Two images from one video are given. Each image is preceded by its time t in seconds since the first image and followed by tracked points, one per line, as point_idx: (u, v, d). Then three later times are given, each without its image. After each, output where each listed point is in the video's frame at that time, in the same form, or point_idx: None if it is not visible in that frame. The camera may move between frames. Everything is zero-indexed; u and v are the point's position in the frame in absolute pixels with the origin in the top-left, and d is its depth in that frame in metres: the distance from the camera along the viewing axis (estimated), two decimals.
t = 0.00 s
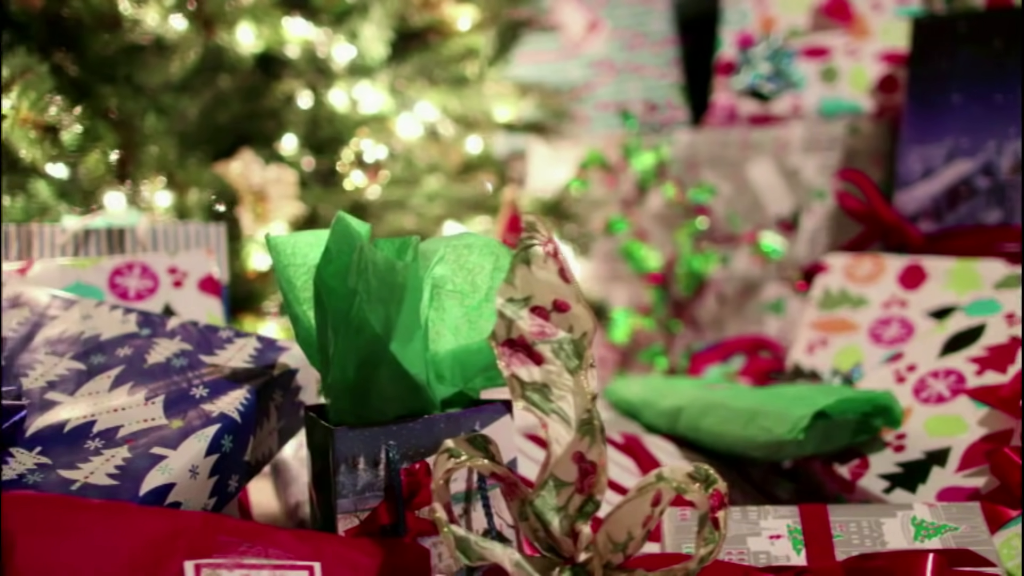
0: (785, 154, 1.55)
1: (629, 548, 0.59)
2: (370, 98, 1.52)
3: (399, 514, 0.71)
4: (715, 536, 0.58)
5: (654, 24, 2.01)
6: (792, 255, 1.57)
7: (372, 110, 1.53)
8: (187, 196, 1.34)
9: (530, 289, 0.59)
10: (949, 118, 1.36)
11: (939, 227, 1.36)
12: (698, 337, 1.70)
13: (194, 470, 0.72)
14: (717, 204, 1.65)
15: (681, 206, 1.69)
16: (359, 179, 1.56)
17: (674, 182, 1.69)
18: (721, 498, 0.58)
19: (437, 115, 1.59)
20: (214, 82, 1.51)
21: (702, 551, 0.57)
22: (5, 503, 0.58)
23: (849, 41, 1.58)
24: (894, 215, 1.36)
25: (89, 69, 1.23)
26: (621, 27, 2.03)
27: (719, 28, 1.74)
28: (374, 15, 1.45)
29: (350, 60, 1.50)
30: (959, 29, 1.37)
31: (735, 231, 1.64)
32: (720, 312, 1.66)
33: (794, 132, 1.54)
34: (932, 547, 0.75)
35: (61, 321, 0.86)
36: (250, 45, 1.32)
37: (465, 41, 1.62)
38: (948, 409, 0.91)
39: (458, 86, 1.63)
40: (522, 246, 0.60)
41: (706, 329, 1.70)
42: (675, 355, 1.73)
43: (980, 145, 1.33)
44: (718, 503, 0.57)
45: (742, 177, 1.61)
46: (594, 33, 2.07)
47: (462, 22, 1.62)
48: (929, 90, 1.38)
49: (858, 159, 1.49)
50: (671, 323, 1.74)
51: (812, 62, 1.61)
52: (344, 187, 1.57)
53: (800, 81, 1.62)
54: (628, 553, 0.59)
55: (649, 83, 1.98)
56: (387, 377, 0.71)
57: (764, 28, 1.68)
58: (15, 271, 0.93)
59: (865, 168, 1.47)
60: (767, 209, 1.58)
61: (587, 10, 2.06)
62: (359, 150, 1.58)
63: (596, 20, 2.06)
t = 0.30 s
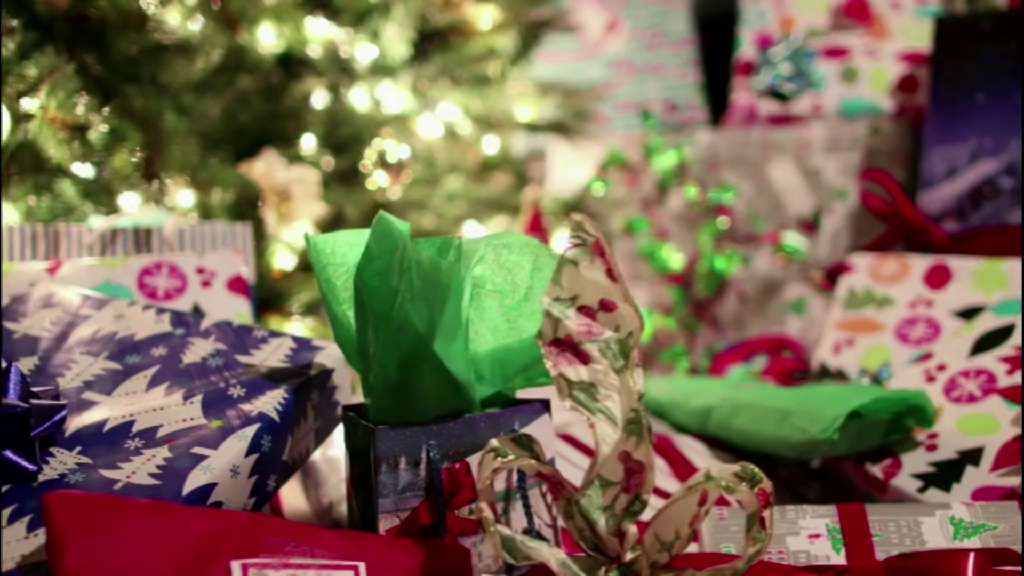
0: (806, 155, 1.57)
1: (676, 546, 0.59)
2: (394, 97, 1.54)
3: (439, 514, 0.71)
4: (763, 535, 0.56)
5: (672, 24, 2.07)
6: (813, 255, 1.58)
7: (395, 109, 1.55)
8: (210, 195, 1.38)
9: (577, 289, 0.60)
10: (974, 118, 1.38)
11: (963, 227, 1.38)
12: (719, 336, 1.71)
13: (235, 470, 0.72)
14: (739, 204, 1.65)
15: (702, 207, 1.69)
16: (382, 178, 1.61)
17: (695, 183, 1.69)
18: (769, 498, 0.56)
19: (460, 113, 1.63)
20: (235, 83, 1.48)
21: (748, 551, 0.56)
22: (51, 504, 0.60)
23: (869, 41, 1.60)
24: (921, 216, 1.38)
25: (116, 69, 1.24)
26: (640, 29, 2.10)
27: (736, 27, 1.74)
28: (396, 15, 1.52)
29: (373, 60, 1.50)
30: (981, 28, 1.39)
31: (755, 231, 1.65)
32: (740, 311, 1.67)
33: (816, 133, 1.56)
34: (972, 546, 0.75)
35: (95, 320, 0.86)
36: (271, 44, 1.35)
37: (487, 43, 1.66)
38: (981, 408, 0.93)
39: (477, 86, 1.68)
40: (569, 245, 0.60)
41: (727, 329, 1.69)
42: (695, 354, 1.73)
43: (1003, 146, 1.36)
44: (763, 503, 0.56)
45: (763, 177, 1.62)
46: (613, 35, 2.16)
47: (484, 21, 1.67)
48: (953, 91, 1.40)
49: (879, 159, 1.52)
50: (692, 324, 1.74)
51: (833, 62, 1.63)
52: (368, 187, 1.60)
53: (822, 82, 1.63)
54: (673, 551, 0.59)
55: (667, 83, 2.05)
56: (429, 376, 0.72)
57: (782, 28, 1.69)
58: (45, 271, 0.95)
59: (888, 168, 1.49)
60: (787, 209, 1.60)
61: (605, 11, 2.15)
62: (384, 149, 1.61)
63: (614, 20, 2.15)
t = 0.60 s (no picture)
0: (823, 154, 1.61)
1: (713, 546, 0.57)
2: (412, 97, 1.56)
3: (473, 513, 0.71)
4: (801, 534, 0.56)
5: (689, 24, 2.11)
6: (831, 254, 1.60)
7: (414, 109, 1.57)
8: (227, 195, 1.43)
9: (615, 288, 0.59)
10: (992, 119, 1.37)
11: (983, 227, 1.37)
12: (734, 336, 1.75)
13: (269, 470, 0.72)
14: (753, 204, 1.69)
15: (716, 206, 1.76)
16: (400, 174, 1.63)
17: (712, 182, 1.76)
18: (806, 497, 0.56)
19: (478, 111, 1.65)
20: (252, 81, 1.50)
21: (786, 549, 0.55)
22: (91, 502, 0.59)
23: (884, 41, 1.59)
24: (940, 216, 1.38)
25: (133, 70, 1.30)
26: (655, 29, 2.15)
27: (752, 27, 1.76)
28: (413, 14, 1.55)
29: (391, 59, 1.55)
30: (1001, 27, 1.38)
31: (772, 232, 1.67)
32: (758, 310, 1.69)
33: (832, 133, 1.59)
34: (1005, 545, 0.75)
35: (122, 319, 0.86)
36: (286, 43, 1.42)
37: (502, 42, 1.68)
38: (1006, 408, 0.94)
39: (496, 85, 1.70)
40: (606, 245, 0.59)
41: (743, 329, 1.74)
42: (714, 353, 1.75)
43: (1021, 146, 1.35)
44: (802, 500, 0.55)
45: (781, 177, 1.67)
46: (628, 35, 2.20)
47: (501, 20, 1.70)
48: (972, 91, 1.39)
49: (897, 159, 1.52)
50: (709, 324, 1.76)
51: (849, 62, 1.62)
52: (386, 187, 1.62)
53: (837, 83, 1.63)
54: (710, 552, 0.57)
55: (684, 82, 2.09)
56: (464, 377, 0.72)
57: (798, 27, 1.71)
58: (69, 271, 0.95)
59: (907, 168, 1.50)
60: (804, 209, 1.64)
61: (621, 10, 2.19)
62: (402, 149, 1.63)
63: (630, 20, 2.20)
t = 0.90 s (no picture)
0: (842, 154, 1.63)
1: (754, 546, 0.56)
2: (432, 97, 1.58)
3: (511, 512, 0.71)
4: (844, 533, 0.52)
5: (706, 23, 2.12)
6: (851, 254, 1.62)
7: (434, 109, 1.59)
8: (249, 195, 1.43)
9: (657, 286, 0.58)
10: (1011, 120, 1.37)
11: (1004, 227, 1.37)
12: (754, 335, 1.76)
13: (306, 470, 0.72)
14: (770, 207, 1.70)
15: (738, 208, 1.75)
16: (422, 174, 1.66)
17: (731, 182, 1.79)
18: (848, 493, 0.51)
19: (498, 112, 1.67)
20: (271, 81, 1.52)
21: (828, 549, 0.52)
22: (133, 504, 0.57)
23: (901, 41, 1.60)
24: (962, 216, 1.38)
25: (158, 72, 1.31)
26: (673, 29, 2.16)
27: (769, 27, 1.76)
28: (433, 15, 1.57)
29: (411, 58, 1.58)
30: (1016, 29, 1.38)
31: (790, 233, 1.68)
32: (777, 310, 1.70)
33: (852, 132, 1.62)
34: None
35: (152, 319, 0.86)
36: (305, 42, 1.45)
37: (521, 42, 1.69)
38: None
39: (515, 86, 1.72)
40: (650, 245, 0.58)
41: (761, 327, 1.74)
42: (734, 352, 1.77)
43: None
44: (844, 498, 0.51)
45: (801, 176, 1.70)
46: (645, 35, 2.21)
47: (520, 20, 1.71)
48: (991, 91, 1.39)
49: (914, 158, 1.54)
50: (730, 323, 1.78)
51: (867, 61, 1.63)
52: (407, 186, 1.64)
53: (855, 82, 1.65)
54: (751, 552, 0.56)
55: (701, 82, 2.12)
56: (501, 376, 0.71)
57: (815, 27, 1.70)
58: (95, 270, 0.97)
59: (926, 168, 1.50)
60: (825, 209, 1.67)
61: (638, 11, 2.21)
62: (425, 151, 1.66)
63: (647, 19, 2.20)
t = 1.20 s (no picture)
0: (863, 154, 1.65)
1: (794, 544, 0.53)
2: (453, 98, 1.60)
3: (547, 511, 0.69)
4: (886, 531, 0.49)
5: (723, 23, 2.13)
6: (873, 254, 1.64)
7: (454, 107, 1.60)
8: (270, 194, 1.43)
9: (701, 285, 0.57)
10: None
11: None
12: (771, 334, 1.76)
13: (344, 469, 0.71)
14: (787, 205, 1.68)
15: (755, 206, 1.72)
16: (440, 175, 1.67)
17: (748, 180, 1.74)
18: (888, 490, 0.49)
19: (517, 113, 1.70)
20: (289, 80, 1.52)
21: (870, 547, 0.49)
22: (180, 503, 0.56)
23: (919, 41, 1.62)
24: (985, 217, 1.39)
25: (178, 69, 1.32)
26: (690, 29, 2.17)
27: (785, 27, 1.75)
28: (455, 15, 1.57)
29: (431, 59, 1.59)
30: None
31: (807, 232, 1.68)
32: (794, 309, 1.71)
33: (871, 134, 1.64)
34: None
35: (183, 319, 0.86)
36: (325, 43, 1.47)
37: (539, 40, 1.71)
38: None
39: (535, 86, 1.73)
40: (692, 245, 0.58)
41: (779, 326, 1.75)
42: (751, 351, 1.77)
43: None
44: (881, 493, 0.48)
45: (819, 177, 1.70)
46: (662, 36, 2.22)
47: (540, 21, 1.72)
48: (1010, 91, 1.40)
49: (935, 158, 1.59)
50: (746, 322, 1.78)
51: (885, 62, 1.66)
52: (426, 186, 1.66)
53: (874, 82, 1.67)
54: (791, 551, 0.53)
55: (717, 82, 2.12)
56: (541, 374, 0.71)
57: (832, 27, 1.70)
58: (123, 270, 0.97)
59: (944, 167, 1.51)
60: (843, 209, 1.67)
61: (656, 11, 2.21)
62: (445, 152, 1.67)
63: (664, 20, 2.21)
